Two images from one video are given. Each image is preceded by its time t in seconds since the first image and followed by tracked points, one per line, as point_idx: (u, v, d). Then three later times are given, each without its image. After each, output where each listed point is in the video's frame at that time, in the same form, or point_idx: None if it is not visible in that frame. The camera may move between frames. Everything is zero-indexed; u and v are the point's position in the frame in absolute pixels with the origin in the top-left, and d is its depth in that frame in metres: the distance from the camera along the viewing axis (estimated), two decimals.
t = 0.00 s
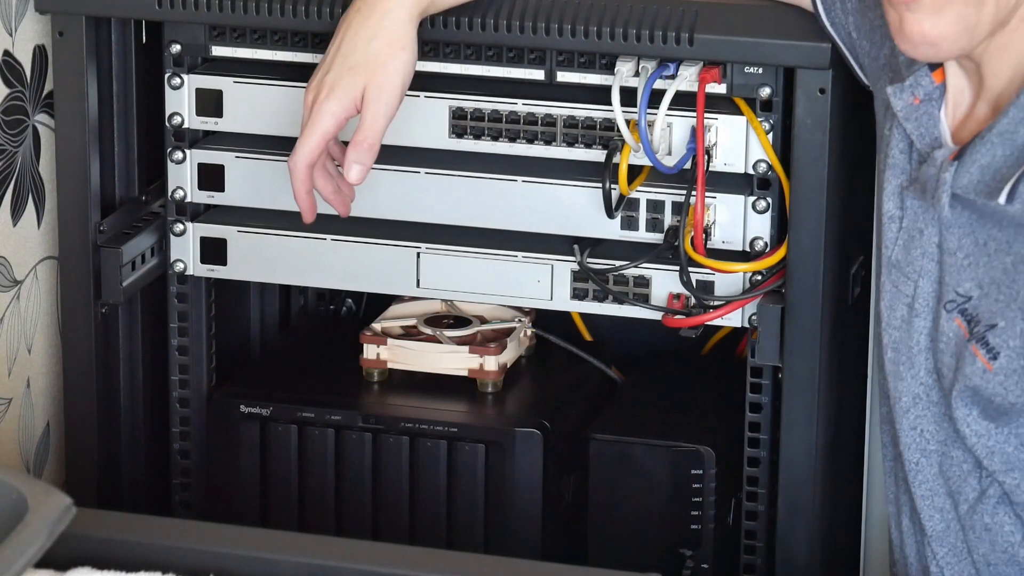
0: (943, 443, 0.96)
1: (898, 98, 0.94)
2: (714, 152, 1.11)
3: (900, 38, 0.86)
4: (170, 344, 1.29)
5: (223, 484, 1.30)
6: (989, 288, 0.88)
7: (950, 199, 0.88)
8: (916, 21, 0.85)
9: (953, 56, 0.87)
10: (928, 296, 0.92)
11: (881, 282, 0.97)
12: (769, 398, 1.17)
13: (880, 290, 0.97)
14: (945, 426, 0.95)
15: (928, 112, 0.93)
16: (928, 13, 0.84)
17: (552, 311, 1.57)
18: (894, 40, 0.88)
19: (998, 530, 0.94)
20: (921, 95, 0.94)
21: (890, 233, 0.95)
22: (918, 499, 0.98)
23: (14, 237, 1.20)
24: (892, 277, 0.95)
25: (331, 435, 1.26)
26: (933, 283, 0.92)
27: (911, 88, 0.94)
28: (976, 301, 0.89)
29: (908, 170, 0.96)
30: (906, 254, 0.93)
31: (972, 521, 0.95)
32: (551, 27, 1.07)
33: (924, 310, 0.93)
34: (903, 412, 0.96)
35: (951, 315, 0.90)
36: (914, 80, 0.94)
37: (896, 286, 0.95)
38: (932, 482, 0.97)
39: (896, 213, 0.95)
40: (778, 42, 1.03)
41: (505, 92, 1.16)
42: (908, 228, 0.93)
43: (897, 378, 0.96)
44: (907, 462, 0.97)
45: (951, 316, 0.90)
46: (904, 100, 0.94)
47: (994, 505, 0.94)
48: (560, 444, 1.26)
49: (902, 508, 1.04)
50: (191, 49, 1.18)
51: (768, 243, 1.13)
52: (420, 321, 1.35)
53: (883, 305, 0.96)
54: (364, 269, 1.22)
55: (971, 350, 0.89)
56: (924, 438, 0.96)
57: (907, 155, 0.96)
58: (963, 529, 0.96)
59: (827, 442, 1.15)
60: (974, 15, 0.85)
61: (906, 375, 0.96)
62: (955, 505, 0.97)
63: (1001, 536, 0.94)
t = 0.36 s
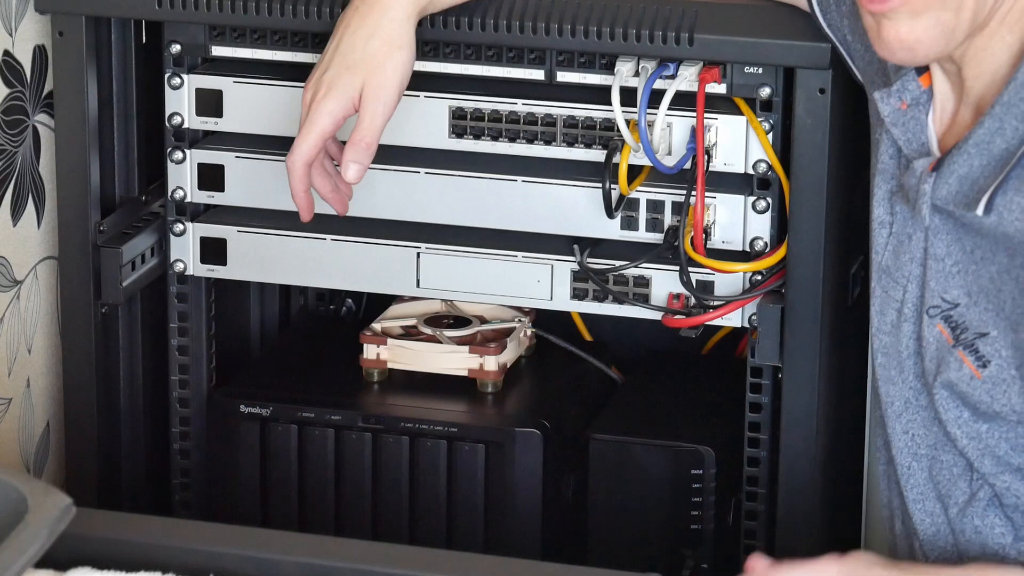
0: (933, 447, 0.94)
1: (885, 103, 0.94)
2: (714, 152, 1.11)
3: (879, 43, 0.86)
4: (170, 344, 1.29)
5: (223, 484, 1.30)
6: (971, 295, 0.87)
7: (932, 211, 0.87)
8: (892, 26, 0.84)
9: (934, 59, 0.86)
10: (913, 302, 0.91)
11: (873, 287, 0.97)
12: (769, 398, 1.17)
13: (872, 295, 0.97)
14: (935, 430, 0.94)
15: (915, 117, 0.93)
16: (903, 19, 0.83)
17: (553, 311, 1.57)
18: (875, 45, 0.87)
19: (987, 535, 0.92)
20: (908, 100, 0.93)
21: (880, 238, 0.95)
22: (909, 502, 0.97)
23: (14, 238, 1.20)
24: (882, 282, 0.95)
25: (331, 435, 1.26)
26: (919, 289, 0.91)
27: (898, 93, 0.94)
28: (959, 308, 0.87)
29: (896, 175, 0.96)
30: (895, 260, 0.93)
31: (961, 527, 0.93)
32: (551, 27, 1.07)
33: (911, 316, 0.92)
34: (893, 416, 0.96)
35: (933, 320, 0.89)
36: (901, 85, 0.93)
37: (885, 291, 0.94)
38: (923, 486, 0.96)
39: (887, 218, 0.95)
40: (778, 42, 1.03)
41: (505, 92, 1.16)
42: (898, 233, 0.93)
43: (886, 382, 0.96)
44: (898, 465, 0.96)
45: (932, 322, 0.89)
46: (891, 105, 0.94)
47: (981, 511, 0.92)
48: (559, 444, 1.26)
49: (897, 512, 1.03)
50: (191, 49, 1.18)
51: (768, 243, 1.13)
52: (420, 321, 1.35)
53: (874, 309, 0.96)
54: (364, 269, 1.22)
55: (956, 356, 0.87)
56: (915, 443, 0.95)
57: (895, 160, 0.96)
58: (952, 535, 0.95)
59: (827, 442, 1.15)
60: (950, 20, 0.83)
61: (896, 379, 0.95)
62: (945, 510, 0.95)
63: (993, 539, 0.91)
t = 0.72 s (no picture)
0: (929, 453, 0.94)
1: (876, 109, 0.93)
2: (714, 152, 1.11)
3: (876, 41, 0.85)
4: (170, 344, 1.29)
5: (223, 484, 1.30)
6: (970, 296, 0.87)
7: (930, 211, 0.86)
8: (888, 19, 0.84)
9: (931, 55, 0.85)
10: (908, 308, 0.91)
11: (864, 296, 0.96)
12: (769, 398, 1.17)
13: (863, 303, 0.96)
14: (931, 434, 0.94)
15: (907, 124, 0.92)
16: (896, 13, 0.83)
17: (552, 311, 1.57)
18: (871, 44, 0.87)
19: (985, 539, 0.92)
20: (899, 106, 0.92)
21: (872, 244, 0.95)
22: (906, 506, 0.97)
23: (14, 238, 1.20)
24: (875, 288, 0.94)
25: (331, 435, 1.26)
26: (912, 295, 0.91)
27: (889, 98, 0.92)
28: (956, 312, 0.87)
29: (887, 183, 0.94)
30: (889, 268, 0.93)
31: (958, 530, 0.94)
32: (552, 27, 1.07)
33: (906, 323, 0.92)
34: (892, 422, 0.95)
35: (928, 325, 0.88)
36: (891, 91, 0.92)
37: (878, 298, 0.94)
38: (920, 492, 0.96)
39: (877, 223, 0.94)
40: (778, 42, 1.03)
41: (505, 92, 1.16)
42: (891, 239, 0.93)
43: (882, 389, 0.95)
44: (896, 471, 0.96)
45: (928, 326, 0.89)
46: (882, 111, 0.93)
47: (978, 515, 0.92)
48: (559, 444, 1.26)
49: (891, 517, 1.03)
50: (191, 49, 1.18)
51: (768, 243, 1.13)
52: (420, 321, 1.35)
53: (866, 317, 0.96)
54: (364, 269, 1.22)
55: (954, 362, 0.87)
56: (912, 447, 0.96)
57: (888, 167, 0.94)
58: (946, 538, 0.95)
59: (827, 441, 1.15)
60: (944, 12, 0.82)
61: (892, 386, 0.95)
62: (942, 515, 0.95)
63: (988, 545, 0.92)
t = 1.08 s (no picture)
0: (933, 448, 0.92)
1: (867, 112, 0.93)
2: (714, 152, 1.11)
3: (871, 49, 0.84)
4: (170, 344, 1.29)
5: (222, 484, 1.30)
6: (986, 281, 0.83)
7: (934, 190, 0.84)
8: (884, 29, 0.82)
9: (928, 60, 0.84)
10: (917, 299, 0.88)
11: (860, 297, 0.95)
12: (769, 398, 1.17)
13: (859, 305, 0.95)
14: (933, 431, 0.91)
15: (899, 126, 0.92)
16: (892, 24, 0.82)
17: (552, 311, 1.57)
18: (868, 52, 0.85)
19: (984, 534, 0.90)
20: (890, 108, 0.92)
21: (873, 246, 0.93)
22: (905, 499, 0.95)
23: (14, 237, 1.20)
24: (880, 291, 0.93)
25: (331, 435, 1.26)
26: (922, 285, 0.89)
27: (879, 101, 0.93)
28: (973, 294, 0.85)
29: (884, 188, 0.93)
30: (890, 267, 0.91)
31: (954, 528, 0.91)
32: (552, 27, 1.07)
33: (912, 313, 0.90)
34: (896, 416, 0.94)
35: (954, 313, 0.86)
36: (882, 94, 0.92)
37: (884, 298, 0.92)
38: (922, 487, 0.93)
39: (873, 225, 0.92)
40: (777, 42, 1.03)
41: (505, 92, 1.16)
42: (891, 239, 0.91)
43: (890, 381, 0.93)
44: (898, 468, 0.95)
45: (954, 312, 0.86)
46: (873, 114, 0.93)
47: (971, 512, 0.90)
48: (560, 444, 1.26)
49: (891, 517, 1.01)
50: (192, 50, 1.18)
51: (768, 243, 1.13)
52: (420, 321, 1.35)
53: (864, 317, 0.94)
54: (364, 269, 1.22)
55: (979, 341, 0.84)
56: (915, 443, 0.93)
57: (883, 168, 0.94)
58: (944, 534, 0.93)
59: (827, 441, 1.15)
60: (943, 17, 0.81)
61: (901, 379, 0.92)
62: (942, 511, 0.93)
63: (989, 540, 0.90)
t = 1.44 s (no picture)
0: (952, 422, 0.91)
1: (848, 113, 0.96)
2: (714, 152, 1.11)
3: (849, 60, 0.87)
4: (170, 343, 1.29)
5: (222, 484, 1.30)
6: (992, 238, 0.84)
7: (924, 156, 0.86)
8: (862, 43, 0.85)
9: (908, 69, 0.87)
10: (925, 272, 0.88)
11: (864, 296, 0.95)
12: (769, 398, 1.17)
13: (866, 303, 0.95)
14: (954, 404, 0.90)
15: (881, 125, 0.95)
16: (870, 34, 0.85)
17: (552, 310, 1.57)
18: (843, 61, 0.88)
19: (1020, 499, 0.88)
20: (871, 109, 0.95)
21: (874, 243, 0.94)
22: (937, 477, 0.93)
23: (14, 237, 1.20)
24: (882, 284, 0.93)
25: (331, 435, 1.26)
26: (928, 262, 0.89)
27: (861, 102, 0.95)
28: (978, 255, 0.85)
29: (871, 187, 0.95)
30: (893, 260, 0.92)
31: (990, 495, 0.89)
32: (552, 27, 1.07)
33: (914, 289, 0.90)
34: (920, 395, 0.92)
35: (962, 278, 0.87)
36: (863, 95, 0.95)
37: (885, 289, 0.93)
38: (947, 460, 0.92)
39: (869, 224, 0.94)
40: (777, 42, 1.03)
41: (505, 92, 1.16)
42: (890, 233, 0.92)
43: (905, 364, 0.92)
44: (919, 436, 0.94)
45: (961, 278, 0.87)
46: (854, 115, 0.95)
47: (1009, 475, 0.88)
48: (560, 443, 1.26)
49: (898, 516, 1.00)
50: (192, 50, 1.18)
51: (768, 243, 1.13)
52: (420, 321, 1.35)
53: (871, 313, 0.95)
54: (364, 269, 1.22)
55: (998, 294, 0.84)
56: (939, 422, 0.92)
57: (870, 167, 0.96)
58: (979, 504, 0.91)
59: (827, 441, 1.15)
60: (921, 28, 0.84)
61: (915, 362, 0.91)
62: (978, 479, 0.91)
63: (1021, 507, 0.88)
